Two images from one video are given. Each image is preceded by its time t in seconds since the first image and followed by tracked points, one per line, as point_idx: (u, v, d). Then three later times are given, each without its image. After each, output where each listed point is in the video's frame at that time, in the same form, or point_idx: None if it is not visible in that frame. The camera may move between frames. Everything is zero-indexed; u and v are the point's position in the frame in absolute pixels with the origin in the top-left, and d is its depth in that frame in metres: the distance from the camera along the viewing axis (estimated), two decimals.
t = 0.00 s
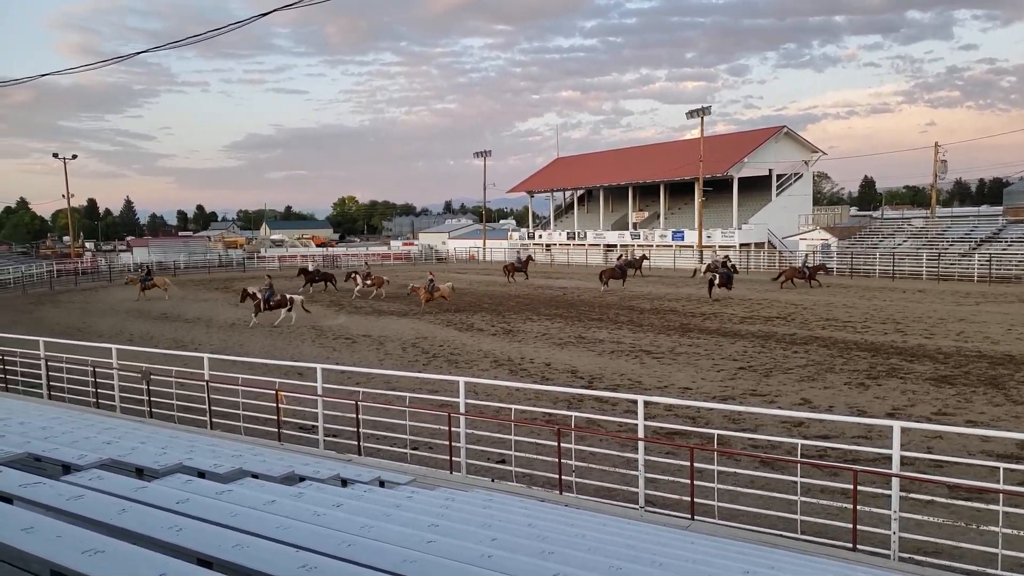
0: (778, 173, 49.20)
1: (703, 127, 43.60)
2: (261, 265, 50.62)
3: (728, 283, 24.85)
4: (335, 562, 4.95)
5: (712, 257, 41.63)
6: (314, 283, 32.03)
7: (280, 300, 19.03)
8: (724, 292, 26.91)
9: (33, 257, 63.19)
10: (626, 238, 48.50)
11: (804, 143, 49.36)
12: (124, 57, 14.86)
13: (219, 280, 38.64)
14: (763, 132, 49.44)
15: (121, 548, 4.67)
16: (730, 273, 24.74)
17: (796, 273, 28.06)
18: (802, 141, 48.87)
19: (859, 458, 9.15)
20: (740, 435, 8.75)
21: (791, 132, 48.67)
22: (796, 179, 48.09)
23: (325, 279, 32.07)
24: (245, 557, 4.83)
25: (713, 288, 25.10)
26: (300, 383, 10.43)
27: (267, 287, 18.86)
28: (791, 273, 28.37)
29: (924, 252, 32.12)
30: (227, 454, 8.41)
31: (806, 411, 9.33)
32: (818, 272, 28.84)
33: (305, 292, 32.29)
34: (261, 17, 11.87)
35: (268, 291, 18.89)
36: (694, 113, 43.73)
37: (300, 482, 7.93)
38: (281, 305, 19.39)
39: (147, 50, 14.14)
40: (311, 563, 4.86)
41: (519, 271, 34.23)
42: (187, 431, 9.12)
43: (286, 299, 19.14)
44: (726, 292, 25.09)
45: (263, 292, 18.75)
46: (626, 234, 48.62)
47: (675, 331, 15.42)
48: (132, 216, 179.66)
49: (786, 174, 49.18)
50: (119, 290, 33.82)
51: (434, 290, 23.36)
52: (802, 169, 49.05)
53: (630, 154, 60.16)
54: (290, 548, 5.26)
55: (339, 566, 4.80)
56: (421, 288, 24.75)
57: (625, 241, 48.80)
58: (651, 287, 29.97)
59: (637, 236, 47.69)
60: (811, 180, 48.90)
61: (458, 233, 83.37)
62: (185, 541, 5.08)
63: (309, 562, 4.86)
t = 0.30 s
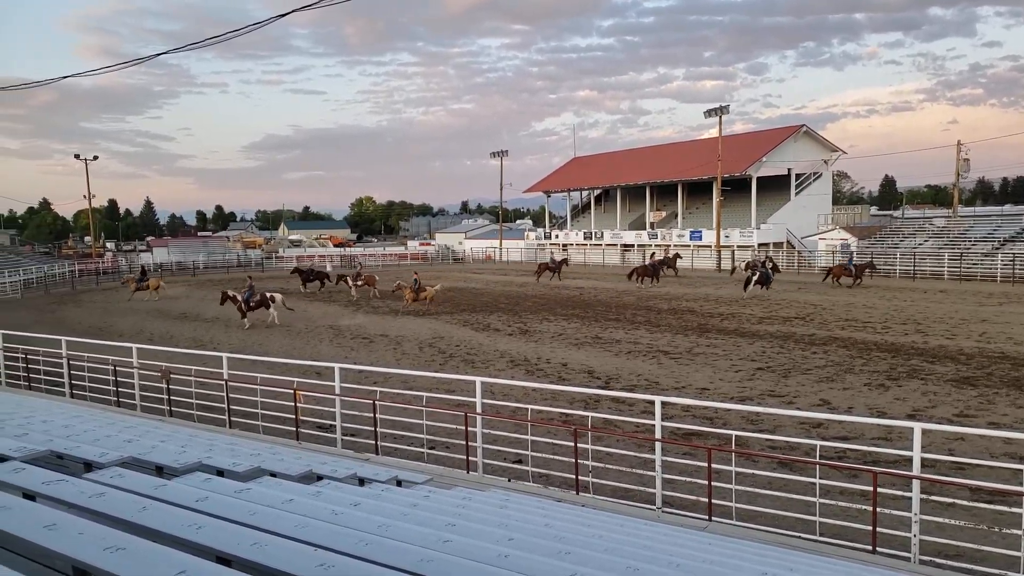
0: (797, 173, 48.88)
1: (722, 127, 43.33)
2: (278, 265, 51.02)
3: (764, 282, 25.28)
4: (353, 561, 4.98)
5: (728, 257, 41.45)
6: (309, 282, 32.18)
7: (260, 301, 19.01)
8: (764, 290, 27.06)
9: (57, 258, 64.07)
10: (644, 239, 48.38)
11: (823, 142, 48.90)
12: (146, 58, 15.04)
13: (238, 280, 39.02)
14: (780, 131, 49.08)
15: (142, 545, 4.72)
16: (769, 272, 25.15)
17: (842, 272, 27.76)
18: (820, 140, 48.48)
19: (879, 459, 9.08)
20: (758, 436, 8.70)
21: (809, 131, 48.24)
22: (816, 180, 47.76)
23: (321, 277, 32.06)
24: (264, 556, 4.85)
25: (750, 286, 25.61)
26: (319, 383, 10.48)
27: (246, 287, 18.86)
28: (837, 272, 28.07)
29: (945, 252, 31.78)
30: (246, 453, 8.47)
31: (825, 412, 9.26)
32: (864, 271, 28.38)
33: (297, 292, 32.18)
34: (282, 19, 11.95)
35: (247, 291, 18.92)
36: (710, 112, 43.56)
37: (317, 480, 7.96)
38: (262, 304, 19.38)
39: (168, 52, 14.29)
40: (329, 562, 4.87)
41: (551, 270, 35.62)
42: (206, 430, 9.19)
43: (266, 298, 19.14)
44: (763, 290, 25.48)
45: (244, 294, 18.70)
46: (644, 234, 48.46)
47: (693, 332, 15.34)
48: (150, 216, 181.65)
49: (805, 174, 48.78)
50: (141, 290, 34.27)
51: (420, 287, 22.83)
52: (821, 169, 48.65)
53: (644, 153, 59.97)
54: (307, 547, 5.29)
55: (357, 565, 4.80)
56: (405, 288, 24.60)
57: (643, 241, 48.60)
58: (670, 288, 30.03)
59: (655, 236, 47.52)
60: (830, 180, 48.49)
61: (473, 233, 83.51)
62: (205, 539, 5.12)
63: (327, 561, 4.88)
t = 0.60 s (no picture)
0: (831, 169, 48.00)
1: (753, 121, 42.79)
2: (310, 262, 51.73)
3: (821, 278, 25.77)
4: (379, 555, 5.00)
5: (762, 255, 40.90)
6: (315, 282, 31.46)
7: (254, 300, 18.91)
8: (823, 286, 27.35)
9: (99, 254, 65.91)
10: (675, 236, 48.01)
11: (860, 138, 47.96)
12: (182, 58, 15.37)
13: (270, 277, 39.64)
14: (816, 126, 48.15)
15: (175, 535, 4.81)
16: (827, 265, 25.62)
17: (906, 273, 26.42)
18: (857, 135, 47.51)
19: (915, 463, 8.85)
20: (789, 438, 8.53)
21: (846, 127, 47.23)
22: (851, 175, 47.08)
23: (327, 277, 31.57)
24: (291, 548, 4.89)
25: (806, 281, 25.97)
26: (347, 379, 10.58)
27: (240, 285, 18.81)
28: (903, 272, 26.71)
29: (989, 250, 30.88)
30: (276, 447, 8.58)
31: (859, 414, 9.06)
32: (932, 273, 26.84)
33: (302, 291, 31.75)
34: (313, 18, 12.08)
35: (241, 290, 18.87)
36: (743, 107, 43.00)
37: (345, 475, 8.04)
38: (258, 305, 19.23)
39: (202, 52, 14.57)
40: (355, 556, 4.91)
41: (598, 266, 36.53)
42: (238, 423, 9.35)
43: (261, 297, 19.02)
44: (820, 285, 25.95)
45: (238, 291, 18.69)
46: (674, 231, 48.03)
47: (723, 331, 15.14)
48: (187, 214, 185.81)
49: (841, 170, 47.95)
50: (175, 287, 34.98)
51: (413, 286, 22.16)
52: (857, 165, 47.82)
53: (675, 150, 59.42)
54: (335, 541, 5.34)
55: (384, 559, 4.82)
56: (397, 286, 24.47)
57: (673, 238, 48.22)
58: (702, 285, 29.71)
59: (685, 232, 47.14)
60: (866, 176, 47.78)
61: (501, 232, 83.52)
62: (235, 531, 5.19)
63: (353, 554, 4.91)
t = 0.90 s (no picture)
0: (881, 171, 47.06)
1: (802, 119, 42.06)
2: (350, 252, 52.42)
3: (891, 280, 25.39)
4: (412, 545, 5.02)
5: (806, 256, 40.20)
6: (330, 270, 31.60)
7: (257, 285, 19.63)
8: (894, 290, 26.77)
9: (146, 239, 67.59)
10: (717, 235, 47.62)
11: (911, 138, 46.91)
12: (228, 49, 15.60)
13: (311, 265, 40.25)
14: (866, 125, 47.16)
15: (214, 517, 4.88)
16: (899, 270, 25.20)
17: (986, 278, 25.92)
18: (908, 135, 46.52)
19: (959, 474, 8.62)
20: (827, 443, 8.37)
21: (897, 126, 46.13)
22: (901, 178, 46.07)
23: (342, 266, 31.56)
24: (326, 535, 4.91)
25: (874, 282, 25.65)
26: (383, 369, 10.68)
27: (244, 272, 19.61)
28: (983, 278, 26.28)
29: None
30: (312, 433, 8.68)
31: (902, 421, 8.84)
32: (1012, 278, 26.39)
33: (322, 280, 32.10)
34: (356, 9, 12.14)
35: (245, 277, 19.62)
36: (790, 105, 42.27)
37: (380, 464, 8.11)
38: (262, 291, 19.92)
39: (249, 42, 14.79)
40: (388, 544, 4.92)
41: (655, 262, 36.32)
42: (275, 409, 9.48)
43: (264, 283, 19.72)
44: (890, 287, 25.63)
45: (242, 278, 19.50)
46: (717, 230, 47.59)
47: (763, 332, 14.91)
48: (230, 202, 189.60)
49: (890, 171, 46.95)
50: (221, 273, 35.59)
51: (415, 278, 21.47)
52: (908, 167, 46.79)
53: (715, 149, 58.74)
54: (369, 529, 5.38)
55: (417, 550, 4.83)
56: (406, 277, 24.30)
57: (715, 236, 47.84)
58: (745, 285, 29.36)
59: (728, 232, 46.63)
60: (918, 177, 46.81)
61: (538, 227, 83.51)
62: (271, 515, 5.26)
63: (386, 543, 4.92)
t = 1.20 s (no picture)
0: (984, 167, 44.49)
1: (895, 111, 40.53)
2: (424, 244, 53.31)
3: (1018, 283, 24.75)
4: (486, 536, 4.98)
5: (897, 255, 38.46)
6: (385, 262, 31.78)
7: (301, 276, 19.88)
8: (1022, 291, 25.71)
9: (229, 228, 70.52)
10: (800, 231, 46.29)
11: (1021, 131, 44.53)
12: (313, 45, 16.05)
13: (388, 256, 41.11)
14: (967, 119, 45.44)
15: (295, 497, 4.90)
16: None
17: None
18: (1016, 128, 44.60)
19: None
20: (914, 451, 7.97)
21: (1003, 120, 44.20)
22: (1006, 173, 43.09)
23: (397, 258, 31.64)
24: (402, 521, 4.83)
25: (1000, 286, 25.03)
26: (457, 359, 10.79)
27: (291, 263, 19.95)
28: None
29: None
30: (388, 421, 8.83)
31: (1001, 432, 8.34)
32: None
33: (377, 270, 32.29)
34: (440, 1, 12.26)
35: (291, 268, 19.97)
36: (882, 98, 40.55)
37: (453, 453, 8.18)
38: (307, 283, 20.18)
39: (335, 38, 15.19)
40: (463, 534, 4.81)
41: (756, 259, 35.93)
42: (353, 395, 9.70)
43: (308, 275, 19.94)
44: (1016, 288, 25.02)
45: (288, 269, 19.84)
46: (801, 226, 46.31)
47: (847, 334, 14.36)
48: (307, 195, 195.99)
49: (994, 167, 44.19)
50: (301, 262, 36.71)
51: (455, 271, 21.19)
52: (1014, 161, 43.69)
53: (794, 145, 57.25)
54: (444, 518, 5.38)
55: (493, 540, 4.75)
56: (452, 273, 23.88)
57: (799, 232, 46.45)
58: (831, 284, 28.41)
59: (813, 229, 45.32)
60: None
61: (613, 220, 82.88)
62: (349, 499, 5.30)
63: (461, 532, 4.81)
